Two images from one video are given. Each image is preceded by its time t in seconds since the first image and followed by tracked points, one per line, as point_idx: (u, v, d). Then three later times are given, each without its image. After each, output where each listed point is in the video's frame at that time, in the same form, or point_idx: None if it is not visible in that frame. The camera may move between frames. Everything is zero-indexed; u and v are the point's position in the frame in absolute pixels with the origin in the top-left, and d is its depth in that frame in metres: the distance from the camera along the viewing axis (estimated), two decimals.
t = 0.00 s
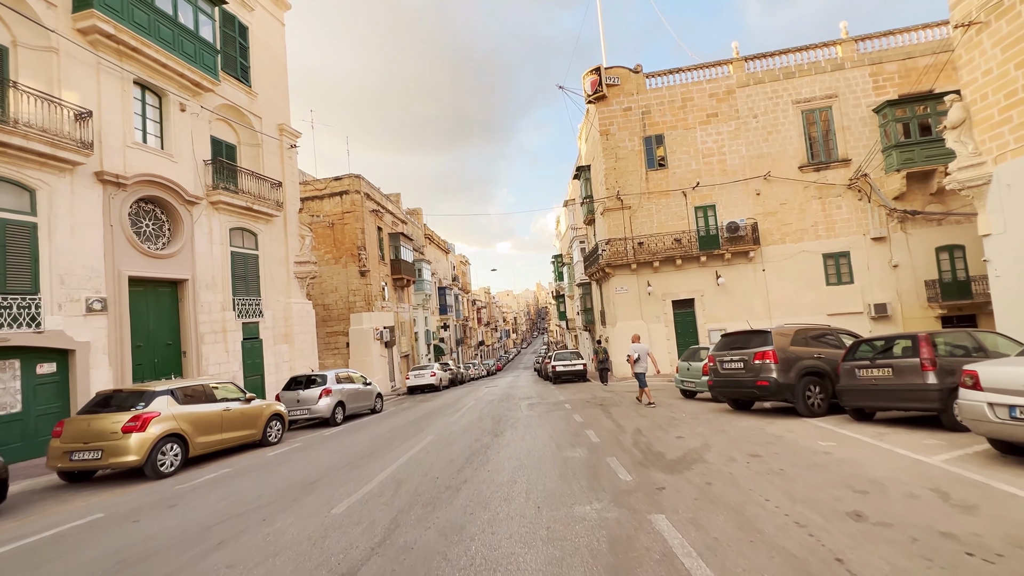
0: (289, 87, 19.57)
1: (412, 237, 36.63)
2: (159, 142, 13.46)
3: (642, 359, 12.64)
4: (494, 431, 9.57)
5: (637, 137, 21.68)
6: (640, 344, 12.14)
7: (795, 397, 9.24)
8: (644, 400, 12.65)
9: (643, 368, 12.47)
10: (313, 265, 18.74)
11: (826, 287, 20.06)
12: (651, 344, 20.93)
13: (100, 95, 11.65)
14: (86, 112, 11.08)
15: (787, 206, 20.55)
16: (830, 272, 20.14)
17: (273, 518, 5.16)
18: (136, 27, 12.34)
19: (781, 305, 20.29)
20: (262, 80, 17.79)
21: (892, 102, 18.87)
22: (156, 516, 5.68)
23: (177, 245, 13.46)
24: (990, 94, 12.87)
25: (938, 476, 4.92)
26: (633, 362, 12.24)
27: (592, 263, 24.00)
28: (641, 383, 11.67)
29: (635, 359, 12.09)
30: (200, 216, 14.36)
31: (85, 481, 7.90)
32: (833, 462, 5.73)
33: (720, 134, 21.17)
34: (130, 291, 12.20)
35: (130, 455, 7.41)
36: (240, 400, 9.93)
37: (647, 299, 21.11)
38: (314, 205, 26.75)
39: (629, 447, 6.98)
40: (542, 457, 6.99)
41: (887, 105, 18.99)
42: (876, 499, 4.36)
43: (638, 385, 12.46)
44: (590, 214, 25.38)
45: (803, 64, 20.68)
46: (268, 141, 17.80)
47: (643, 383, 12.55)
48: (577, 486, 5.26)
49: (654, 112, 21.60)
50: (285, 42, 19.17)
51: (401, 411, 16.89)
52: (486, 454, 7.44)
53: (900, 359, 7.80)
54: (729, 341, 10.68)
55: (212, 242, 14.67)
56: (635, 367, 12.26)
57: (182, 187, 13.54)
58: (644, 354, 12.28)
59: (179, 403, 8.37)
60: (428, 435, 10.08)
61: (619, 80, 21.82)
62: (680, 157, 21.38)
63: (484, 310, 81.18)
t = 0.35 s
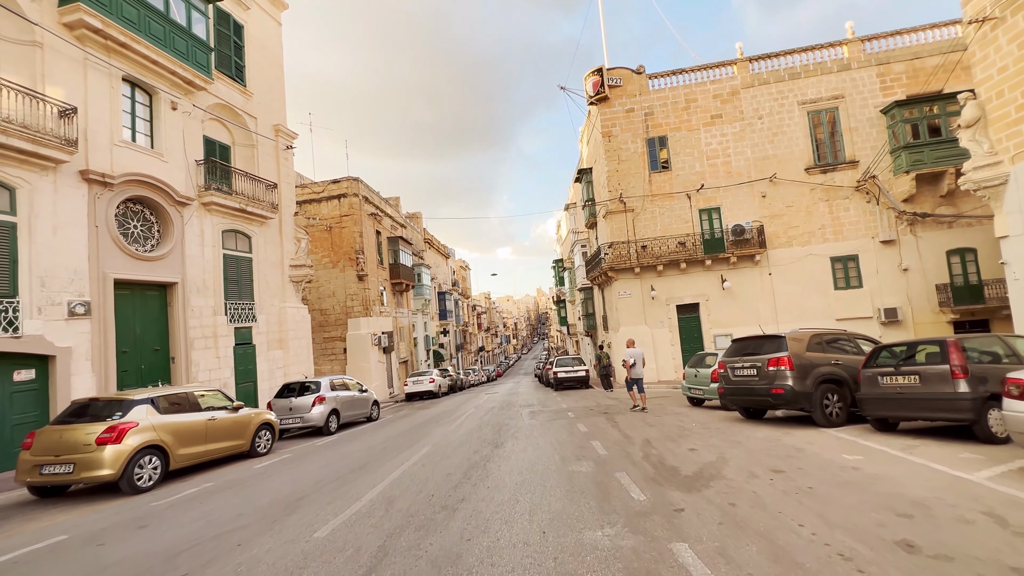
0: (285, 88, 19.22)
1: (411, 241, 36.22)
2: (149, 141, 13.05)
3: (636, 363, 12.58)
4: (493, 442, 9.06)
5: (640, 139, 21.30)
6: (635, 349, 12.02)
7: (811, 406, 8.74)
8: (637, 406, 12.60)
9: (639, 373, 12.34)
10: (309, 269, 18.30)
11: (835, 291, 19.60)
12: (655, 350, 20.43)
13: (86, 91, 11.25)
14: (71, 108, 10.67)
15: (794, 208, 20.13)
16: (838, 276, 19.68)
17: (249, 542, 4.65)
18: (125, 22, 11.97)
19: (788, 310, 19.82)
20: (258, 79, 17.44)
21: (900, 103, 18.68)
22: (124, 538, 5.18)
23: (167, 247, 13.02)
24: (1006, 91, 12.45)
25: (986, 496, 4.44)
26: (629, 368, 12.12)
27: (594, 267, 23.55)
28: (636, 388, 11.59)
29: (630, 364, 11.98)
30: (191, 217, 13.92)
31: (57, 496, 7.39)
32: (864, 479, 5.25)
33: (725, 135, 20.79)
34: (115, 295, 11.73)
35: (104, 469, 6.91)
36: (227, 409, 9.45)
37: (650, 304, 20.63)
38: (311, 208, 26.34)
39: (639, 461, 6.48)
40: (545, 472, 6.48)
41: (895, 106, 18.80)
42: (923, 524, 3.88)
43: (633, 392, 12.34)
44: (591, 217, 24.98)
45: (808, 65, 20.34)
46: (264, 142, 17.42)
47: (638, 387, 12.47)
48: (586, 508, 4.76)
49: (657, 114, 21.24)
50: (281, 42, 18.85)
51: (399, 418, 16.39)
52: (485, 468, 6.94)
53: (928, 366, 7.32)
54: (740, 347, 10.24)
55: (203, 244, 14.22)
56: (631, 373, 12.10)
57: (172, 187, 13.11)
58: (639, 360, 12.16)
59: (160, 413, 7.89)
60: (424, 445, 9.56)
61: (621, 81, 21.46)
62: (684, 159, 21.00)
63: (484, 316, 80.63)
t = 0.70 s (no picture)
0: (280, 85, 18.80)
1: (409, 243, 35.75)
2: (136, 136, 12.59)
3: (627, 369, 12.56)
4: (492, 451, 8.56)
5: (642, 139, 20.91)
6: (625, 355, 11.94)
7: (829, 414, 8.27)
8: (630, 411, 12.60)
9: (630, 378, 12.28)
10: (303, 270, 17.82)
11: (841, 295, 19.18)
12: (658, 354, 19.94)
13: (69, 84, 10.80)
14: (51, 100, 10.21)
15: (799, 210, 19.73)
16: (845, 279, 19.26)
17: (218, 569, 4.15)
18: (111, 12, 11.56)
19: (794, 313, 19.38)
20: (252, 76, 17.03)
21: (908, 103, 18.30)
22: (83, 562, 4.67)
23: (153, 246, 12.54)
24: (1022, 88, 12.05)
25: None
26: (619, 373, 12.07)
27: (595, 269, 23.08)
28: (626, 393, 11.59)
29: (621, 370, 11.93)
30: (179, 215, 13.45)
31: (24, 510, 6.88)
32: (900, 498, 4.77)
33: (728, 136, 20.41)
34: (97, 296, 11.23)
35: (71, 482, 6.40)
36: (211, 416, 8.96)
37: (653, 307, 20.17)
38: (307, 209, 25.87)
39: (649, 475, 6.00)
40: (548, 487, 5.99)
41: (902, 106, 18.43)
42: (981, 554, 3.42)
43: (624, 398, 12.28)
44: (592, 219, 24.57)
45: (813, 64, 19.99)
46: (257, 140, 16.98)
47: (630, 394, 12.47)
48: (595, 531, 4.27)
49: (660, 113, 20.86)
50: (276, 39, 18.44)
51: (394, 424, 15.87)
52: (482, 482, 6.44)
53: (957, 373, 6.84)
54: (751, 352, 9.81)
55: (192, 244, 13.75)
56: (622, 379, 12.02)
57: (159, 184, 12.65)
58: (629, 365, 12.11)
59: (136, 421, 7.38)
60: (419, 454, 9.08)
61: (623, 81, 21.09)
62: (687, 160, 20.60)
63: (483, 320, 80.11)
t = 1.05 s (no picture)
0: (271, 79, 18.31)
1: (404, 243, 35.24)
2: (117, 128, 12.07)
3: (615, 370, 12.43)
4: (486, 458, 8.08)
5: (641, 136, 20.51)
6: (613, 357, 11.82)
7: (842, 418, 7.82)
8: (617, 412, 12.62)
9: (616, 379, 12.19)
10: (293, 269, 17.29)
11: (844, 295, 18.81)
12: (657, 356, 19.50)
13: (42, 71, 10.29)
14: (23, 87, 9.68)
15: (801, 209, 19.36)
16: (847, 279, 18.89)
17: None
18: None
19: (796, 314, 19.00)
20: (241, 68, 16.53)
21: (912, 100, 18.07)
22: None
23: (133, 242, 12.01)
24: None
25: None
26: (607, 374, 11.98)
27: (593, 269, 22.64)
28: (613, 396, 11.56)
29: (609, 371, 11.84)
30: (162, 210, 12.92)
31: None
32: (935, 513, 4.32)
33: (729, 133, 20.03)
34: (71, 293, 10.69)
35: (26, 494, 5.87)
36: (189, 420, 8.44)
37: (652, 307, 19.73)
38: (300, 207, 25.34)
39: (656, 486, 5.53)
40: (545, 498, 5.52)
41: (906, 103, 18.16)
42: None
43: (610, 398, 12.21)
44: (590, 218, 24.15)
45: (816, 60, 19.65)
46: (246, 134, 16.48)
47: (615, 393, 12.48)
48: (599, 552, 3.80)
49: (659, 110, 20.47)
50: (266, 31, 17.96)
51: (386, 428, 15.34)
52: (474, 493, 5.97)
53: (983, 374, 6.39)
54: (758, 352, 9.36)
55: (175, 240, 13.23)
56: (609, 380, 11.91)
57: (141, 177, 12.13)
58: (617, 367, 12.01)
59: (103, 427, 6.87)
60: (410, 461, 8.60)
61: (622, 77, 20.69)
62: (687, 157, 20.21)
63: (480, 321, 79.59)
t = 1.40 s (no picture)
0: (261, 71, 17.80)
1: (400, 242, 34.71)
2: (96, 118, 11.54)
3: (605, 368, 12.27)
4: (482, 465, 7.60)
5: (642, 132, 20.09)
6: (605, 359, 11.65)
7: (859, 421, 7.39)
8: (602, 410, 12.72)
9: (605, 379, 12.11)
10: (283, 267, 16.78)
11: (848, 294, 18.45)
12: (658, 356, 19.06)
13: (15, 56, 9.76)
14: None
15: (805, 206, 18.98)
16: (852, 278, 18.51)
17: None
18: None
19: (799, 314, 18.62)
20: (229, 60, 16.01)
21: (917, 95, 17.70)
22: None
23: (114, 237, 11.48)
24: None
25: None
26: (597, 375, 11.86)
27: (592, 268, 22.19)
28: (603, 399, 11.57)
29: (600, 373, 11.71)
30: (145, 205, 12.39)
31: None
32: (983, 530, 3.87)
33: (731, 128, 19.64)
34: (46, 291, 10.16)
35: None
36: (166, 425, 7.94)
37: (653, 307, 19.30)
38: (293, 205, 24.81)
39: (668, 498, 5.07)
40: (546, 511, 5.04)
41: (911, 98, 17.82)
42: None
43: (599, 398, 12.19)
44: (589, 216, 23.72)
45: (819, 55, 19.28)
46: (234, 127, 15.96)
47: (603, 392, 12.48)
48: None
49: (660, 105, 20.06)
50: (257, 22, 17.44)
51: (379, 431, 14.85)
52: (469, 505, 5.50)
53: (1016, 375, 5.95)
54: (767, 353, 8.92)
55: (159, 236, 12.70)
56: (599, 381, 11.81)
57: (121, 170, 11.60)
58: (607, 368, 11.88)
59: (67, 433, 6.39)
60: (401, 467, 8.12)
61: (621, 71, 20.25)
62: (688, 153, 19.80)
63: (477, 322, 79.09)
